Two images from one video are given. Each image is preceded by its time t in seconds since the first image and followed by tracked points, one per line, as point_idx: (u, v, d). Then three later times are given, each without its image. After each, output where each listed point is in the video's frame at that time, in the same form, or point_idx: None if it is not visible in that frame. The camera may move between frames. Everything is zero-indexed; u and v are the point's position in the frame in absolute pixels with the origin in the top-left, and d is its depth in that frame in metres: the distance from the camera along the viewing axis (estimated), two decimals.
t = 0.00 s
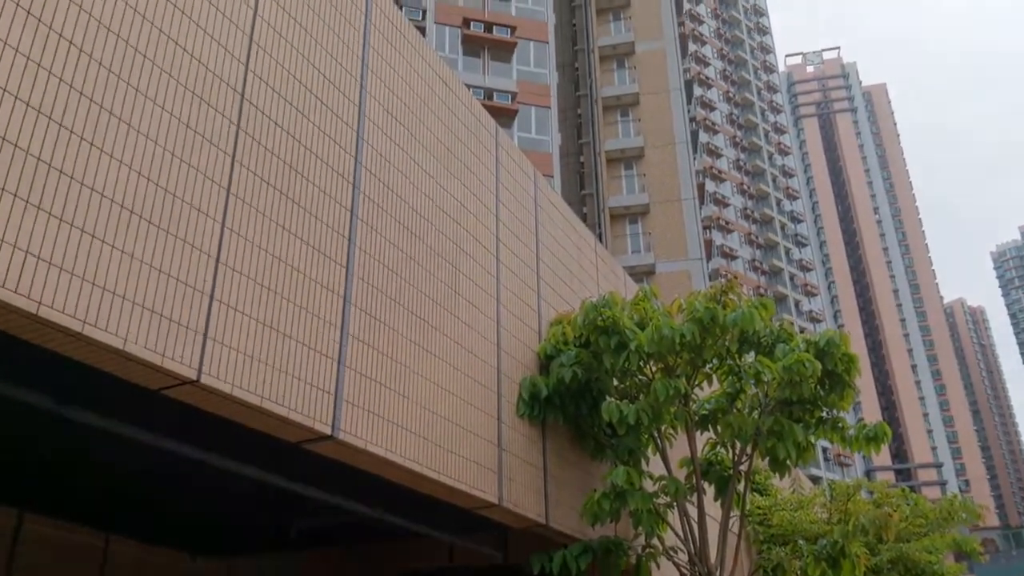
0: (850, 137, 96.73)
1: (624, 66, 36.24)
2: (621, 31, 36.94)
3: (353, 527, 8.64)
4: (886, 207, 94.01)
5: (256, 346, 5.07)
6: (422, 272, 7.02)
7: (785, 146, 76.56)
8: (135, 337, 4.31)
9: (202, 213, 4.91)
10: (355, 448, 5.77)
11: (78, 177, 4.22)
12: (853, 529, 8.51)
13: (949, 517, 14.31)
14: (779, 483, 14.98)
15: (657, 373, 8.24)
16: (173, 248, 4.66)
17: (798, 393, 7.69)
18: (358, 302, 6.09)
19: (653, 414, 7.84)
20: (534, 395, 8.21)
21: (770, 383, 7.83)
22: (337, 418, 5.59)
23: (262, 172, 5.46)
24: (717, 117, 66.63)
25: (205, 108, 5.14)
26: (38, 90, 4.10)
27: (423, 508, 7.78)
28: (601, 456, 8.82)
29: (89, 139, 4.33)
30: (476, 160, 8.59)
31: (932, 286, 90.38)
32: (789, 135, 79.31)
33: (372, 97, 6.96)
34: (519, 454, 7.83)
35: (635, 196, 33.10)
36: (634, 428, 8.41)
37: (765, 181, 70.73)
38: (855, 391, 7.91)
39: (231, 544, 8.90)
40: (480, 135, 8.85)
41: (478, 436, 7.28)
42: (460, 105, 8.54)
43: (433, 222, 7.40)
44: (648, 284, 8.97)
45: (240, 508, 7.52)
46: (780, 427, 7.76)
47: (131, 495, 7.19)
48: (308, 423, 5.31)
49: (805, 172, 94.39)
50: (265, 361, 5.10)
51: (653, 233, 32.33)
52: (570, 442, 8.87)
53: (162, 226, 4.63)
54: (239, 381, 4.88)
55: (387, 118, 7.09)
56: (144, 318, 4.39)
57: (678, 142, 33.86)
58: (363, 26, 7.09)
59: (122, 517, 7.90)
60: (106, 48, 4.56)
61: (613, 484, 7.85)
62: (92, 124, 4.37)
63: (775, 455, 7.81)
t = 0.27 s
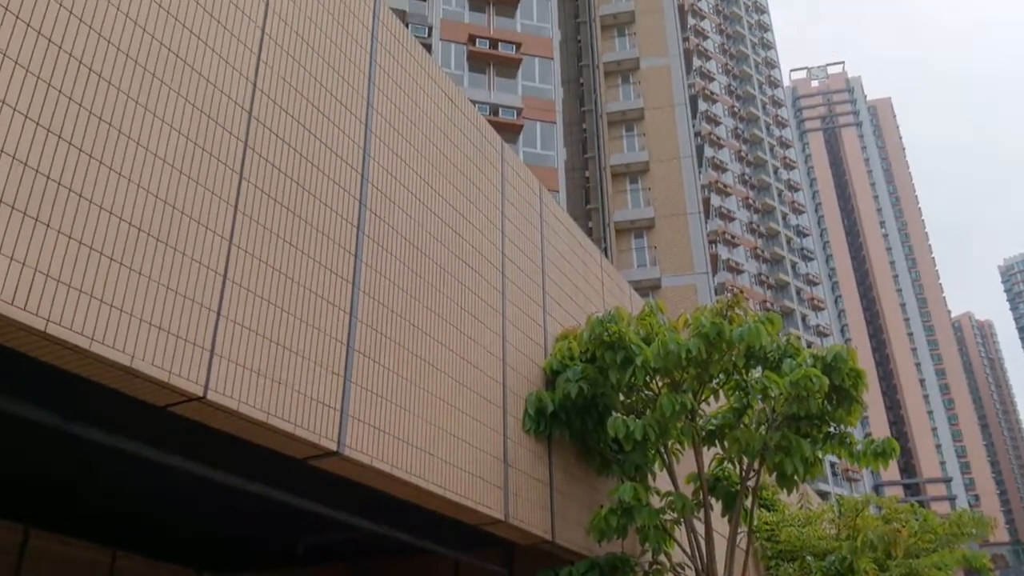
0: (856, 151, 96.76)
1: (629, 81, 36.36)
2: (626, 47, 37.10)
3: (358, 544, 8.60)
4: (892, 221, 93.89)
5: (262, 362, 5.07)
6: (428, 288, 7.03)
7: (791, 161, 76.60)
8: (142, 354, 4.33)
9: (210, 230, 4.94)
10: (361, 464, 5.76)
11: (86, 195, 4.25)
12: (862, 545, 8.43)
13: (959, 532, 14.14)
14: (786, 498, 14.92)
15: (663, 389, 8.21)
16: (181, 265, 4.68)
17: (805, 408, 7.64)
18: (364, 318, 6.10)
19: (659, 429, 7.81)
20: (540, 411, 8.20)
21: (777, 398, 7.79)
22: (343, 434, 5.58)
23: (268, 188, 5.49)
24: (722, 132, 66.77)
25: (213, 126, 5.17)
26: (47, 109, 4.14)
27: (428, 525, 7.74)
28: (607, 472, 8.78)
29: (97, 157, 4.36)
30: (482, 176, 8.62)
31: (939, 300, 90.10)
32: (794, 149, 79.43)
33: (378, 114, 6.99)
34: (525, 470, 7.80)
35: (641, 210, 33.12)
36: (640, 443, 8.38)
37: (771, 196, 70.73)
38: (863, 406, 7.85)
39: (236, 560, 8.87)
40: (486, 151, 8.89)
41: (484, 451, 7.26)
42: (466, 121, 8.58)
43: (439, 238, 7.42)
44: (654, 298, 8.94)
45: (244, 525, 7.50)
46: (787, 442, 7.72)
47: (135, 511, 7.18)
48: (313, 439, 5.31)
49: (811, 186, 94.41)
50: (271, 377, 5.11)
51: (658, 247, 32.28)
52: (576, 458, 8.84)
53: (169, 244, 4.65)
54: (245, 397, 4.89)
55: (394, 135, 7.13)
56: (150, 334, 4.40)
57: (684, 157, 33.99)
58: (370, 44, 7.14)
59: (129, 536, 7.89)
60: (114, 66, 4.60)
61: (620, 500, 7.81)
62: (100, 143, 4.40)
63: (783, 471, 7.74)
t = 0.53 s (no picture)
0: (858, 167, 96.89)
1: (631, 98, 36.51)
2: (628, 63, 37.27)
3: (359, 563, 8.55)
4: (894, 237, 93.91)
5: (265, 379, 5.07)
6: (431, 305, 7.04)
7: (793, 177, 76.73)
8: (146, 372, 4.33)
9: (214, 248, 4.95)
10: (363, 482, 5.74)
11: (91, 213, 4.26)
12: (865, 564, 8.38)
13: (964, 550, 14.08)
14: (790, 517, 14.90)
15: (666, 406, 8.19)
16: (185, 283, 4.69)
17: (809, 426, 7.56)
18: (367, 335, 6.10)
19: (662, 447, 7.80)
20: (542, 428, 8.18)
21: (781, 416, 7.76)
22: (345, 452, 5.57)
23: (273, 206, 5.51)
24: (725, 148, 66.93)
25: (218, 144, 5.20)
26: (54, 128, 4.16)
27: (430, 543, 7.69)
28: (610, 489, 8.74)
29: (103, 175, 4.38)
30: (485, 192, 8.65)
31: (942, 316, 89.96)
32: (796, 165, 79.59)
33: (382, 131, 7.02)
34: (527, 488, 7.77)
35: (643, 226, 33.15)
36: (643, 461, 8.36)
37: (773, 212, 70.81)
38: (866, 424, 7.80)
39: None
40: (489, 167, 8.91)
41: (486, 469, 7.24)
42: (470, 138, 8.61)
43: (442, 254, 7.44)
44: (656, 314, 8.91)
45: (245, 542, 7.46)
46: (791, 460, 7.65)
47: (136, 529, 7.15)
48: (315, 456, 5.29)
49: (813, 202, 94.50)
50: (273, 395, 5.10)
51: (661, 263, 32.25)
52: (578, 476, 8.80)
53: (174, 262, 4.66)
54: (247, 415, 4.88)
55: (398, 153, 7.16)
56: (154, 352, 4.41)
57: (687, 173, 34.19)
58: (374, 62, 7.18)
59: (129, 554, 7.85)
60: (121, 85, 4.63)
61: (623, 519, 7.78)
62: (106, 161, 4.42)
63: (786, 489, 7.70)
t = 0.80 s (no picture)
0: (861, 182, 96.96)
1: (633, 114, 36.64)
2: (630, 80, 37.42)
3: None
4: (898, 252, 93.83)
5: (268, 397, 5.07)
6: (434, 321, 7.05)
7: (796, 192, 76.80)
8: (150, 390, 4.33)
9: (219, 266, 4.97)
10: (366, 499, 5.73)
11: (97, 232, 4.28)
12: None
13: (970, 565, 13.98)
14: (796, 532, 14.83)
15: (670, 422, 8.16)
16: (189, 300, 4.70)
17: (814, 443, 7.55)
18: (370, 352, 6.10)
19: (666, 464, 7.77)
20: (546, 445, 8.19)
21: (786, 432, 7.74)
22: (348, 470, 5.56)
23: (277, 223, 5.53)
24: (727, 163, 67.09)
25: (223, 163, 5.22)
26: (59, 148, 4.19)
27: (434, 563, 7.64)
28: (614, 507, 8.70)
29: (107, 194, 4.40)
30: (488, 209, 8.67)
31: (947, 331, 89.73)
32: (799, 180, 79.72)
33: (386, 149, 7.06)
34: (531, 505, 7.74)
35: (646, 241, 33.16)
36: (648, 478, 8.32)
37: (776, 227, 70.83)
38: (872, 440, 7.76)
39: None
40: (492, 184, 8.94)
41: (490, 486, 7.22)
42: (473, 155, 8.65)
43: (445, 271, 7.45)
44: (660, 331, 8.90)
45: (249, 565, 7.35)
46: (795, 477, 7.66)
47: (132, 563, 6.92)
48: (318, 475, 5.28)
49: (816, 217, 94.53)
50: (277, 412, 5.10)
51: (664, 278, 32.26)
52: (583, 493, 8.77)
53: (178, 280, 4.68)
54: (251, 433, 4.88)
55: (401, 170, 7.19)
56: (158, 371, 4.41)
57: (688, 189, 34.25)
58: (378, 80, 7.22)
59: None
60: (125, 104, 4.67)
61: (627, 536, 7.74)
62: (111, 180, 4.45)
63: (791, 506, 7.68)
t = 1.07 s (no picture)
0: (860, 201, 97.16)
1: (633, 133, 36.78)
2: (630, 99, 37.59)
3: None
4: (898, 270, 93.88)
5: (269, 416, 5.07)
6: (435, 339, 7.05)
7: (795, 210, 76.92)
8: (149, 408, 4.33)
9: (220, 284, 4.98)
10: (365, 519, 5.71)
11: (99, 250, 4.30)
12: None
13: None
14: (797, 553, 14.76)
15: (671, 441, 8.14)
16: (190, 318, 4.71)
17: (814, 463, 7.54)
18: (370, 370, 6.10)
19: (666, 483, 7.75)
20: (546, 464, 8.15)
21: (786, 452, 7.73)
22: (347, 489, 5.55)
23: (278, 241, 5.55)
24: (727, 182, 67.26)
25: (225, 181, 5.25)
26: (63, 166, 4.21)
27: None
28: (615, 526, 8.67)
29: (109, 211, 4.41)
30: (489, 227, 8.69)
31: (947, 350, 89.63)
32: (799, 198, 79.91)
33: (388, 167, 7.09)
34: (530, 524, 7.72)
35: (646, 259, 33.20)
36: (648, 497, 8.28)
37: (776, 245, 70.91)
38: (873, 460, 7.76)
39: None
40: (493, 203, 8.97)
41: (489, 506, 7.19)
42: (474, 173, 8.69)
43: (446, 289, 7.46)
44: (661, 350, 8.90)
45: None
46: (796, 497, 7.63)
47: None
48: (318, 493, 5.27)
49: (816, 236, 94.65)
50: (277, 431, 5.10)
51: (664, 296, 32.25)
52: (583, 512, 8.74)
53: (179, 297, 4.69)
54: (251, 451, 4.87)
55: (403, 188, 7.22)
56: (159, 389, 4.41)
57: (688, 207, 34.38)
58: (380, 99, 7.27)
59: None
60: (129, 123, 4.69)
61: (627, 556, 7.71)
62: (113, 198, 4.47)
63: (792, 526, 7.66)
